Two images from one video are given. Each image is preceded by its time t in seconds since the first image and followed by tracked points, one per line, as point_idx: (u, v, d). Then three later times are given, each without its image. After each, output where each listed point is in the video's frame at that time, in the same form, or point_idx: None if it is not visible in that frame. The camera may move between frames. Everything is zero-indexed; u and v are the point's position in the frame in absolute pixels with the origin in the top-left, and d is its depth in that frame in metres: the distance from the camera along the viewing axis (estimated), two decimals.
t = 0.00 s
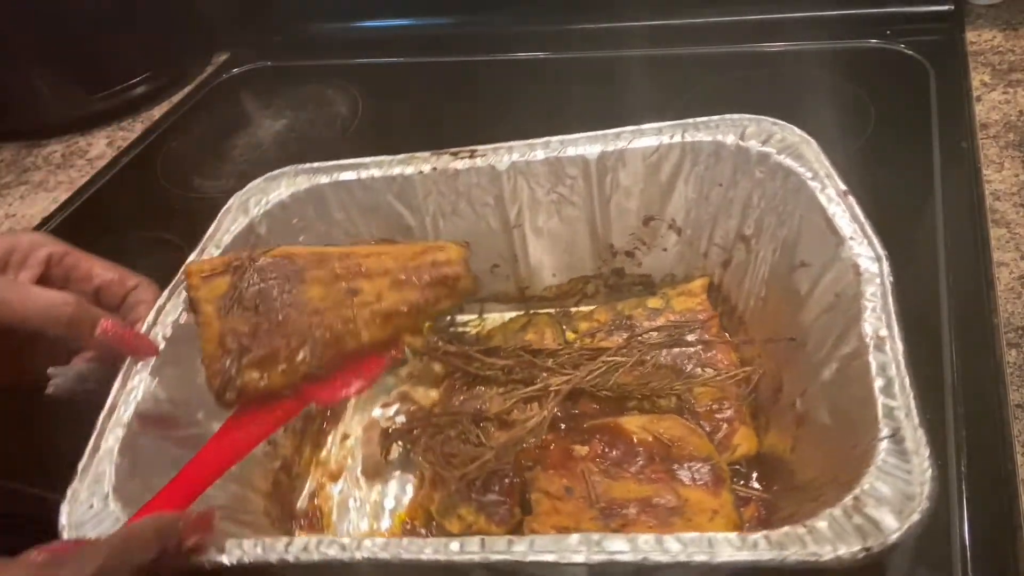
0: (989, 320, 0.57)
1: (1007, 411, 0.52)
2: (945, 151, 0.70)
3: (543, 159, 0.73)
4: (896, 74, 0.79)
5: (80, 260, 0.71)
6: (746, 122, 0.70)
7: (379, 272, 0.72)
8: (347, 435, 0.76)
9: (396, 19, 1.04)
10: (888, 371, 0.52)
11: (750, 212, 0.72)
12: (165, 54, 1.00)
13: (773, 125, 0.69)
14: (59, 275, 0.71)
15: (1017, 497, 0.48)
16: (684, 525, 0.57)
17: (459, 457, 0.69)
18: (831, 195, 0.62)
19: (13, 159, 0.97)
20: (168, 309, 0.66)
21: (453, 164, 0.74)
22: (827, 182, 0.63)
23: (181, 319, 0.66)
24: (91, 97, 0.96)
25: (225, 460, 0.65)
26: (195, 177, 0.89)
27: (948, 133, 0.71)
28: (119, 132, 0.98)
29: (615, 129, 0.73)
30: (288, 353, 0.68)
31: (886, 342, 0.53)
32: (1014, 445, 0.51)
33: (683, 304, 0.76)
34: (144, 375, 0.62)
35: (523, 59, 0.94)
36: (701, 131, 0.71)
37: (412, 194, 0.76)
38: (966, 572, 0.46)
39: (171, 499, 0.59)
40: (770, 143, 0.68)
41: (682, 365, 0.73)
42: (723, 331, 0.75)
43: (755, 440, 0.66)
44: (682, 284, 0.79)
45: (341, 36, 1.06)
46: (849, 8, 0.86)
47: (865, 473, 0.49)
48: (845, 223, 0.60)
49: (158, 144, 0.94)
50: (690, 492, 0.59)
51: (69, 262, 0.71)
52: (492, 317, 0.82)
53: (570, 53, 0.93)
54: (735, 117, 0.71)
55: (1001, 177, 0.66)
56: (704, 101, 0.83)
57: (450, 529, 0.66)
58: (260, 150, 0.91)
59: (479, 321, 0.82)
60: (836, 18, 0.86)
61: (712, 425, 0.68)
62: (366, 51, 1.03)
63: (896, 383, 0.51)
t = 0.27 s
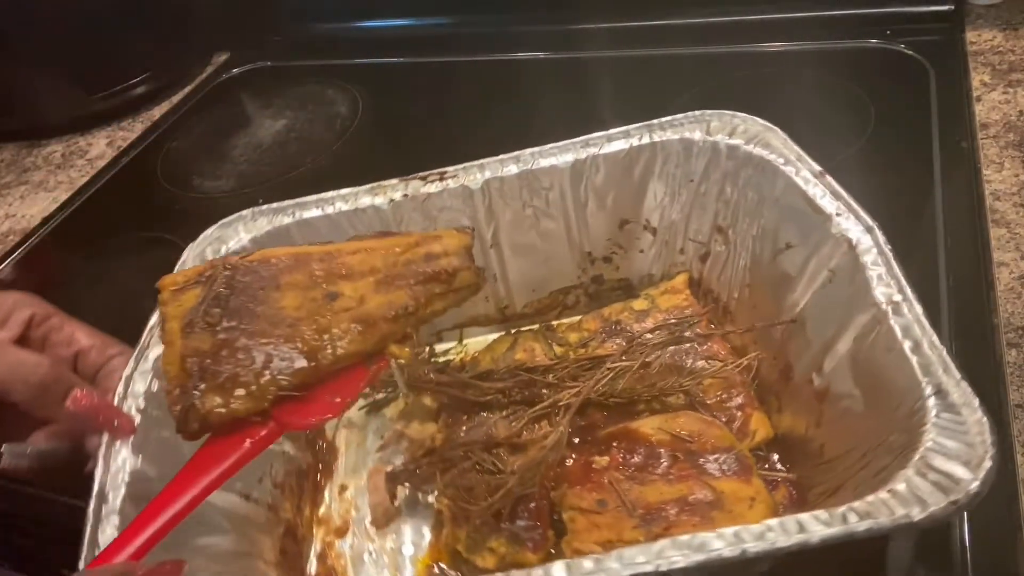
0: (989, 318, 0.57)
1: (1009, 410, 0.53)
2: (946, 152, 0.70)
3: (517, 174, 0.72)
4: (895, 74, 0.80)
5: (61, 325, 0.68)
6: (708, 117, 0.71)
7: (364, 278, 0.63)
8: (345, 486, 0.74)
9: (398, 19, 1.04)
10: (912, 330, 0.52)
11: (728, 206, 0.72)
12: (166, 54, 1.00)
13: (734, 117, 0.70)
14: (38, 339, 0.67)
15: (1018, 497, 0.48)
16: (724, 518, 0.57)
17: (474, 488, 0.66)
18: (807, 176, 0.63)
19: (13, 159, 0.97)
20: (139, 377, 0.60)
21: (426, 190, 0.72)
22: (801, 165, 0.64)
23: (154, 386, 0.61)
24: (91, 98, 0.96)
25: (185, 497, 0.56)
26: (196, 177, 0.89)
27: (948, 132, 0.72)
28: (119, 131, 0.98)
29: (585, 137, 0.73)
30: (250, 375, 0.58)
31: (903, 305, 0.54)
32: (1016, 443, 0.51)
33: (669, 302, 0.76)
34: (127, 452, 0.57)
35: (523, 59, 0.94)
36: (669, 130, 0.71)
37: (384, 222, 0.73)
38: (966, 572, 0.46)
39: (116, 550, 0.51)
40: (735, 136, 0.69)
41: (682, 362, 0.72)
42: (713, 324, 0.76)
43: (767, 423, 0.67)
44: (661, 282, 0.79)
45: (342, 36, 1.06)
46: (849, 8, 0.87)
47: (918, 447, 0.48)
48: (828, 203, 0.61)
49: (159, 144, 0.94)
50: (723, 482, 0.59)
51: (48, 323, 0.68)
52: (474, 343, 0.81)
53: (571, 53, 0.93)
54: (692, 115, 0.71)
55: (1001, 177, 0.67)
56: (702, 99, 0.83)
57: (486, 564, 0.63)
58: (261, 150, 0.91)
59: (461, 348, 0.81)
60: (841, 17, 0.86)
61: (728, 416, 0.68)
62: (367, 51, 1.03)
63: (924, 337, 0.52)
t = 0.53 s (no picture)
0: (988, 320, 0.56)
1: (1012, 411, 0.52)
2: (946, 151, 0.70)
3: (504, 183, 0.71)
4: (895, 74, 0.79)
5: (50, 370, 0.65)
6: (687, 117, 0.71)
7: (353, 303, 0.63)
8: (350, 518, 0.70)
9: (397, 19, 1.04)
10: (920, 306, 0.53)
11: (714, 203, 0.72)
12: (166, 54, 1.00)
13: (711, 116, 0.70)
14: (25, 384, 0.64)
15: (1018, 498, 0.48)
16: (749, 511, 0.58)
17: (493, 504, 0.65)
18: (792, 167, 0.63)
19: (13, 159, 0.97)
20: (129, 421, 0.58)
21: (413, 206, 0.70)
22: (784, 158, 0.64)
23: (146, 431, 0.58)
24: (91, 98, 0.95)
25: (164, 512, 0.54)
26: (196, 177, 0.89)
27: (948, 132, 0.71)
28: (119, 131, 0.98)
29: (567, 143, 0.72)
30: (229, 400, 0.57)
31: (908, 283, 0.54)
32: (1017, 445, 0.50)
33: (661, 303, 0.75)
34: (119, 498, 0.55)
35: (523, 59, 0.94)
36: (651, 132, 0.71)
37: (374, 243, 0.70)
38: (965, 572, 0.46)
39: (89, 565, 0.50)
40: (714, 134, 0.69)
41: (682, 360, 0.72)
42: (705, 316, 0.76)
43: (773, 414, 0.67)
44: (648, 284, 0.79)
45: (341, 36, 1.06)
46: (848, 8, 0.87)
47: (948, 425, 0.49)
48: (817, 193, 0.62)
49: (159, 144, 0.94)
50: (742, 476, 0.60)
51: (37, 367, 0.65)
52: (466, 360, 0.79)
53: (571, 53, 0.93)
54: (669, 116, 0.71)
55: (1001, 177, 0.66)
56: (701, 98, 0.83)
57: None
58: (260, 150, 0.91)
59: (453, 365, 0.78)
60: (840, 17, 0.86)
61: (737, 410, 0.68)
62: (366, 50, 1.03)
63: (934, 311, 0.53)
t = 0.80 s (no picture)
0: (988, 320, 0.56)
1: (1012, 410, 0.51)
2: (945, 150, 0.70)
3: (501, 187, 0.71)
4: (894, 73, 0.80)
5: (49, 375, 0.65)
6: (682, 117, 0.71)
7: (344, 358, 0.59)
8: (352, 523, 0.71)
9: (397, 19, 1.04)
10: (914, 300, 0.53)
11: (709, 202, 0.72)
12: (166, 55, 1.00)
13: (705, 116, 0.71)
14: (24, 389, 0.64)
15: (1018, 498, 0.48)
16: (749, 507, 0.58)
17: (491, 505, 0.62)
18: (788, 165, 0.64)
19: (14, 160, 0.97)
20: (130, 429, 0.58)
21: (411, 211, 0.70)
22: (782, 155, 0.65)
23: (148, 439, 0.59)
24: (93, 98, 0.96)
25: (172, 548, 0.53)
26: (196, 177, 0.89)
27: (947, 132, 0.72)
28: (120, 132, 0.99)
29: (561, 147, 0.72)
30: (219, 449, 0.54)
31: (904, 278, 0.54)
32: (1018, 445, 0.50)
33: (659, 303, 0.75)
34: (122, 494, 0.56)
35: (523, 58, 0.94)
36: (646, 135, 0.71)
37: (373, 248, 0.71)
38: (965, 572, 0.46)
39: (129, 565, 0.51)
40: (710, 134, 0.69)
41: (682, 360, 0.71)
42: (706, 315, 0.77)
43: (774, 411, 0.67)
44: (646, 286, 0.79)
45: (341, 36, 1.06)
46: (848, 8, 0.87)
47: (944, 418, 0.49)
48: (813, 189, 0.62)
49: (159, 144, 0.94)
50: (740, 472, 0.61)
51: (36, 373, 0.65)
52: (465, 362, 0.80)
53: (571, 53, 0.93)
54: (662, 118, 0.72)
55: (1001, 177, 0.66)
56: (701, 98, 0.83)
57: None
58: (260, 150, 0.91)
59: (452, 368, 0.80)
60: (839, 17, 0.86)
61: (736, 409, 0.68)
62: (367, 50, 1.03)
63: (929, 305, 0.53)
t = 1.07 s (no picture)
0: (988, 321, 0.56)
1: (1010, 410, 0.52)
2: (945, 151, 0.69)
3: (539, 169, 0.70)
4: (894, 73, 0.79)
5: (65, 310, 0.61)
6: (733, 116, 0.68)
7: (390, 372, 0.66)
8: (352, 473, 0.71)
9: (397, 19, 1.04)
10: (926, 339, 0.52)
11: (751, 208, 0.70)
12: (166, 54, 1.00)
13: (759, 117, 0.67)
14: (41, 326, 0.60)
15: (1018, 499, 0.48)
16: (730, 520, 0.58)
17: (493, 481, 0.66)
18: (831, 179, 0.62)
19: (13, 159, 0.97)
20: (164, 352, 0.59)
21: (448, 183, 0.70)
22: (824, 169, 0.62)
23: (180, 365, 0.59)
24: (93, 98, 0.96)
25: (218, 535, 0.57)
26: (196, 177, 0.89)
27: (947, 132, 0.71)
28: (119, 131, 0.99)
29: (608, 133, 0.70)
30: (276, 448, 0.60)
31: (920, 313, 0.53)
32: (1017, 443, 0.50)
33: (687, 303, 0.75)
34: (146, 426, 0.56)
35: (523, 58, 0.94)
36: (695, 130, 0.69)
37: (412, 216, 0.71)
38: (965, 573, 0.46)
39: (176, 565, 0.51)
40: (760, 138, 0.67)
41: (698, 363, 0.72)
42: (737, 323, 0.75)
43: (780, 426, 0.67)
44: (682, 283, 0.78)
45: (341, 36, 1.06)
46: (849, 8, 0.87)
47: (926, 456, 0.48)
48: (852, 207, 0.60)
49: (159, 144, 0.94)
50: (729, 485, 0.61)
51: (52, 310, 0.61)
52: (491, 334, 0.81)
53: (572, 53, 0.93)
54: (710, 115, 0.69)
55: (1001, 177, 0.66)
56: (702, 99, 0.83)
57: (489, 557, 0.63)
58: (260, 150, 0.91)
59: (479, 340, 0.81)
60: (839, 17, 0.86)
61: (741, 420, 0.69)
62: (367, 50, 1.03)
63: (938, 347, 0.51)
